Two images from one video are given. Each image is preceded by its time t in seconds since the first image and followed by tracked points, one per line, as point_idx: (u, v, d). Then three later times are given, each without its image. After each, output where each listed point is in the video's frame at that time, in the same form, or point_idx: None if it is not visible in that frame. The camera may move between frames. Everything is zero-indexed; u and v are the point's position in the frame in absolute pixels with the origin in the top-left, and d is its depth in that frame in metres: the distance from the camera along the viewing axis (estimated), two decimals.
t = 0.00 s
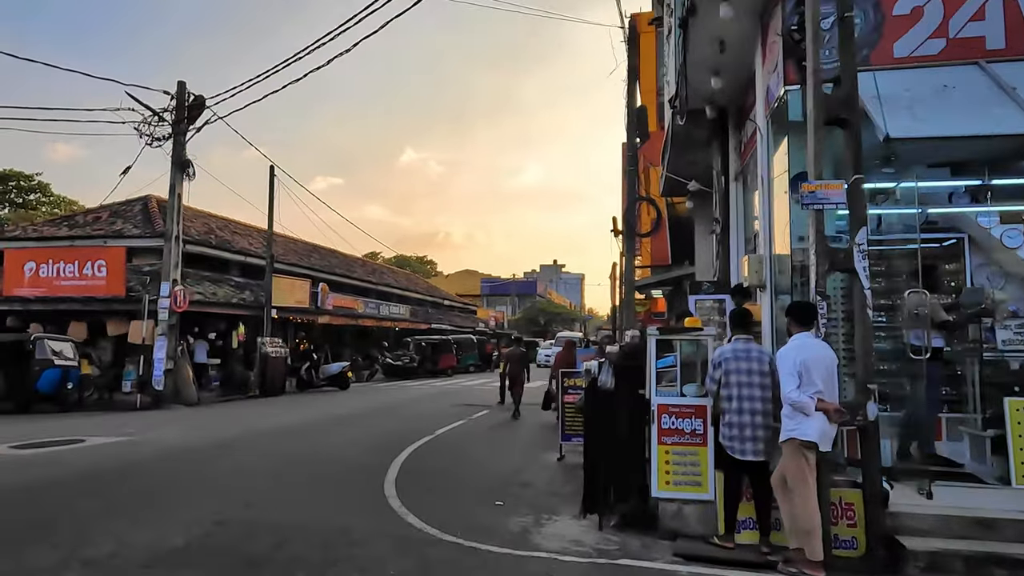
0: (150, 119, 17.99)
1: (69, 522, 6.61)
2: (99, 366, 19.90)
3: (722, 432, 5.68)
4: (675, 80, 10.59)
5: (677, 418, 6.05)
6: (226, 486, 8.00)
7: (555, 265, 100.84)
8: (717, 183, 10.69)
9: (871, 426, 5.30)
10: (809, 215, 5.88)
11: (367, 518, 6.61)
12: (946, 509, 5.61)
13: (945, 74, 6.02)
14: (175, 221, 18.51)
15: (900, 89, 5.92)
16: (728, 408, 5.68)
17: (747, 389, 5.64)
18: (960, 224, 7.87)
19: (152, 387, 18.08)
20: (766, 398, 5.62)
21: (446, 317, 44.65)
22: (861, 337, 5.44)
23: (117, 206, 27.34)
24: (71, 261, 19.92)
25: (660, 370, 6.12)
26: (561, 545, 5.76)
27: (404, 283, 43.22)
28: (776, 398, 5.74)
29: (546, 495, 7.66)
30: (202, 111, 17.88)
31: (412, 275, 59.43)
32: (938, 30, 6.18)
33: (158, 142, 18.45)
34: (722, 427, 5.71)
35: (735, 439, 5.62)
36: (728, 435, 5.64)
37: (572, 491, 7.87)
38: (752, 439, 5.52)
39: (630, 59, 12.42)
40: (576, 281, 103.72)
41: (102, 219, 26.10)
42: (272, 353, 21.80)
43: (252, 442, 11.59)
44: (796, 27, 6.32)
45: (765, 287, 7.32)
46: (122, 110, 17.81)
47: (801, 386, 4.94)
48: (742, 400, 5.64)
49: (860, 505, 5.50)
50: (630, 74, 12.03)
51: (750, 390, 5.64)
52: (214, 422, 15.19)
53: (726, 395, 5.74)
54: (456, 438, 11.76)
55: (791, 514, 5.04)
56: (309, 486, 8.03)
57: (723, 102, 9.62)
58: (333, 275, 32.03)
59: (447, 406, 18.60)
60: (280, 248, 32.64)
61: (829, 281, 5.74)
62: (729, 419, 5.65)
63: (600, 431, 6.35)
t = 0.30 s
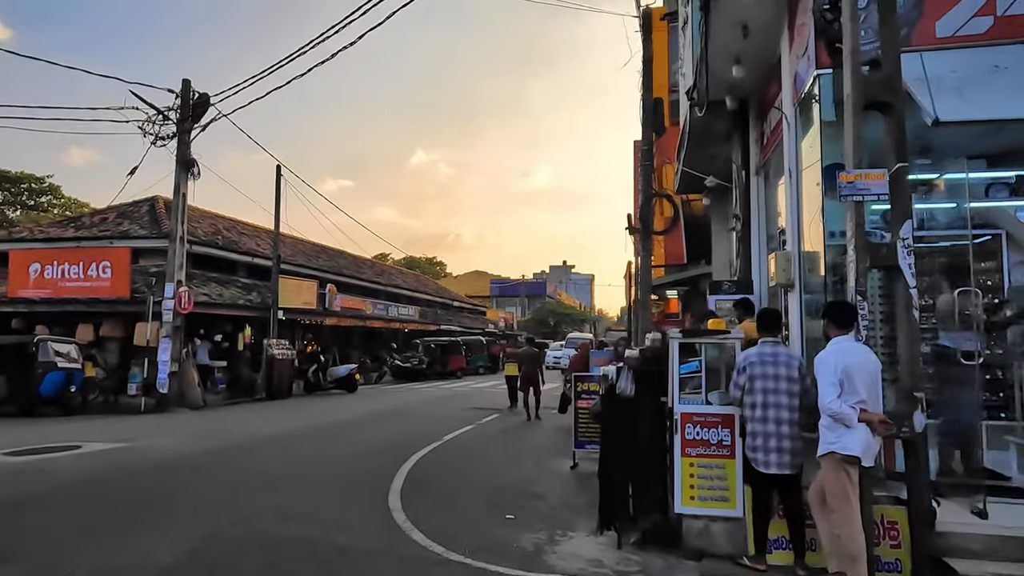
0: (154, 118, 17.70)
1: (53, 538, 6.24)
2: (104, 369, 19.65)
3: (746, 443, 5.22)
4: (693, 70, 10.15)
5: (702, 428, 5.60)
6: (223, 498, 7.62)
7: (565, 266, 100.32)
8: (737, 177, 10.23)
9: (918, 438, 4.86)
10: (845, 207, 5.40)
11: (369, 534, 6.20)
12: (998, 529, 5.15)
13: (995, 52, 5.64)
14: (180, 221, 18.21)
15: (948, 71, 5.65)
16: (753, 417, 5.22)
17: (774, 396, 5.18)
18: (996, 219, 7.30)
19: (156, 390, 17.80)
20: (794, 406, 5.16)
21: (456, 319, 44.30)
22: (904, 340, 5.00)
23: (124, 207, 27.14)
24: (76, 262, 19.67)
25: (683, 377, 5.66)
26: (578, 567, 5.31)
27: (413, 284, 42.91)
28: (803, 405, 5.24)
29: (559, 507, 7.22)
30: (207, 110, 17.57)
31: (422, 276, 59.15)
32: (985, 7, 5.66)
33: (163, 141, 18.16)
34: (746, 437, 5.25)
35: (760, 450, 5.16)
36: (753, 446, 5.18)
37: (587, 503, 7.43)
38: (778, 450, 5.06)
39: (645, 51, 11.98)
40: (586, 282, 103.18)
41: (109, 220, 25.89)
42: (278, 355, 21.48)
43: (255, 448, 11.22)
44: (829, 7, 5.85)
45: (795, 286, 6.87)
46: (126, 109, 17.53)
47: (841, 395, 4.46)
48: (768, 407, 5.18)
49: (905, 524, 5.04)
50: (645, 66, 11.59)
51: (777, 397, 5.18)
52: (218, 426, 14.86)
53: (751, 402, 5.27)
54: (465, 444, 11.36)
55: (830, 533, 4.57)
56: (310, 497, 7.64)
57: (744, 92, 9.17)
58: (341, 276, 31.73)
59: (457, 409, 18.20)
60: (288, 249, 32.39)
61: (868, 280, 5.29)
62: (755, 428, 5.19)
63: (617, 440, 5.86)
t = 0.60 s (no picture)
0: (158, 113, 17.43)
1: (34, 546, 5.87)
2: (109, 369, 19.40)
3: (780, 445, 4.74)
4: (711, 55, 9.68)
5: (728, 430, 5.17)
6: (217, 503, 7.23)
7: (575, 266, 99.76)
8: (757, 167, 9.77)
9: (970, 444, 4.39)
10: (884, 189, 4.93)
11: (367, 544, 5.79)
12: None
13: None
14: (185, 219, 17.92)
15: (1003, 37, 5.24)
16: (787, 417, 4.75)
17: (810, 394, 4.72)
18: None
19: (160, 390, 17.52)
20: (831, 405, 4.71)
21: (465, 319, 43.97)
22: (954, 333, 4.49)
23: (131, 206, 26.93)
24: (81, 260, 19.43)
25: (708, 375, 5.24)
26: None
27: (422, 284, 42.60)
28: (839, 403, 4.83)
29: (572, 514, 6.78)
30: (212, 105, 17.28)
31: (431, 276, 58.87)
32: None
33: (167, 137, 17.89)
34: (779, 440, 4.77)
35: (795, 453, 4.71)
36: (788, 449, 4.72)
37: (601, 509, 6.99)
38: (815, 453, 4.62)
39: (660, 38, 11.54)
40: (596, 282, 102.70)
41: (115, 219, 25.69)
42: (285, 354, 21.17)
43: (256, 449, 10.86)
44: None
45: (825, 277, 6.42)
46: (129, 104, 17.27)
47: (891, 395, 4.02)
48: (803, 406, 4.73)
49: (954, 537, 4.62)
50: (660, 53, 11.14)
51: (814, 395, 4.72)
52: (221, 427, 14.54)
53: (783, 400, 4.80)
54: (474, 446, 10.94)
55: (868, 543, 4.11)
56: (309, 501, 7.27)
57: (766, 76, 8.74)
58: (350, 275, 31.43)
59: (466, 410, 17.80)
60: (296, 248, 32.13)
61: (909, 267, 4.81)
62: (789, 430, 4.73)
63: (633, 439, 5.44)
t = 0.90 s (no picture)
0: (161, 111, 17.11)
1: (9, 564, 5.48)
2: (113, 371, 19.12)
3: (837, 461, 4.14)
4: (731, 43, 9.18)
5: (760, 445, 4.70)
6: (209, 516, 6.84)
7: (585, 267, 99.17)
8: (780, 161, 9.29)
9: None
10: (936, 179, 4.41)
11: (365, 565, 5.36)
12: None
13: None
14: (188, 218, 17.59)
15: None
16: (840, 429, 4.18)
17: (862, 403, 4.19)
18: None
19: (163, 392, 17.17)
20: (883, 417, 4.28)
21: (474, 320, 43.54)
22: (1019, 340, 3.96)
23: (138, 207, 26.72)
24: (84, 261, 19.16)
25: (737, 382, 4.76)
26: None
27: (431, 284, 42.23)
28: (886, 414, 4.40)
29: (587, 531, 6.34)
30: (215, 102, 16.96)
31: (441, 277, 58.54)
32: None
33: (170, 136, 17.57)
34: (833, 455, 4.17)
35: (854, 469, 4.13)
36: (846, 465, 4.13)
37: (617, 525, 6.54)
38: (880, 469, 4.09)
39: (676, 28, 11.05)
40: (606, 283, 102.03)
41: (121, 220, 25.46)
42: (291, 356, 20.79)
43: (256, 455, 10.45)
44: None
45: (861, 275, 5.93)
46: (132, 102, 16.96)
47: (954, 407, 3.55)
48: (854, 416, 4.19)
49: (1017, 564, 4.11)
50: (676, 43, 10.66)
51: (867, 404, 4.22)
52: (224, 431, 14.17)
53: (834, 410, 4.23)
54: (482, 453, 10.49)
55: None
56: (306, 515, 6.82)
57: (791, 64, 8.24)
58: (358, 276, 31.07)
59: (475, 414, 17.35)
60: (304, 249, 31.83)
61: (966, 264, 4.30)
62: (845, 443, 4.15)
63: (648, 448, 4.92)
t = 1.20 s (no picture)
0: (167, 108, 16.86)
1: None
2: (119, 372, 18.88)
3: (904, 469, 3.69)
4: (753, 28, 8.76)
5: (799, 451, 4.29)
6: (207, 524, 6.50)
7: (595, 267, 98.69)
8: (805, 151, 8.87)
9: None
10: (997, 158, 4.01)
11: None
12: None
13: None
14: (194, 218, 17.33)
15: None
16: (906, 433, 3.72)
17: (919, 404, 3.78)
18: None
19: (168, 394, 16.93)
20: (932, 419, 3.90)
21: (484, 321, 43.19)
22: None
23: (145, 207, 26.55)
24: (90, 260, 18.94)
25: (772, 383, 4.35)
26: None
27: (441, 285, 41.93)
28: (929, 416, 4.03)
29: (605, 542, 5.95)
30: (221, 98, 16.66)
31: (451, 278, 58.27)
32: None
33: (175, 133, 17.31)
34: (898, 462, 3.72)
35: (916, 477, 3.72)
36: (912, 473, 3.70)
37: (637, 536, 6.14)
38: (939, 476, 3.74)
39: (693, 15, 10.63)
40: (616, 284, 101.46)
41: (129, 220, 25.28)
42: (298, 357, 20.48)
43: (260, 458, 10.15)
44: None
45: (901, 268, 5.50)
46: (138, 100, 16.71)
47: None
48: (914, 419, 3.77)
49: None
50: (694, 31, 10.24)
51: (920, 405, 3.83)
52: (229, 433, 13.87)
53: (894, 412, 3.75)
54: (492, 457, 10.12)
55: None
56: (309, 525, 6.49)
57: (818, 48, 7.81)
58: (367, 276, 30.80)
59: (485, 416, 16.98)
60: (312, 249, 31.59)
61: None
62: (911, 448, 3.71)
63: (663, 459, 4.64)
